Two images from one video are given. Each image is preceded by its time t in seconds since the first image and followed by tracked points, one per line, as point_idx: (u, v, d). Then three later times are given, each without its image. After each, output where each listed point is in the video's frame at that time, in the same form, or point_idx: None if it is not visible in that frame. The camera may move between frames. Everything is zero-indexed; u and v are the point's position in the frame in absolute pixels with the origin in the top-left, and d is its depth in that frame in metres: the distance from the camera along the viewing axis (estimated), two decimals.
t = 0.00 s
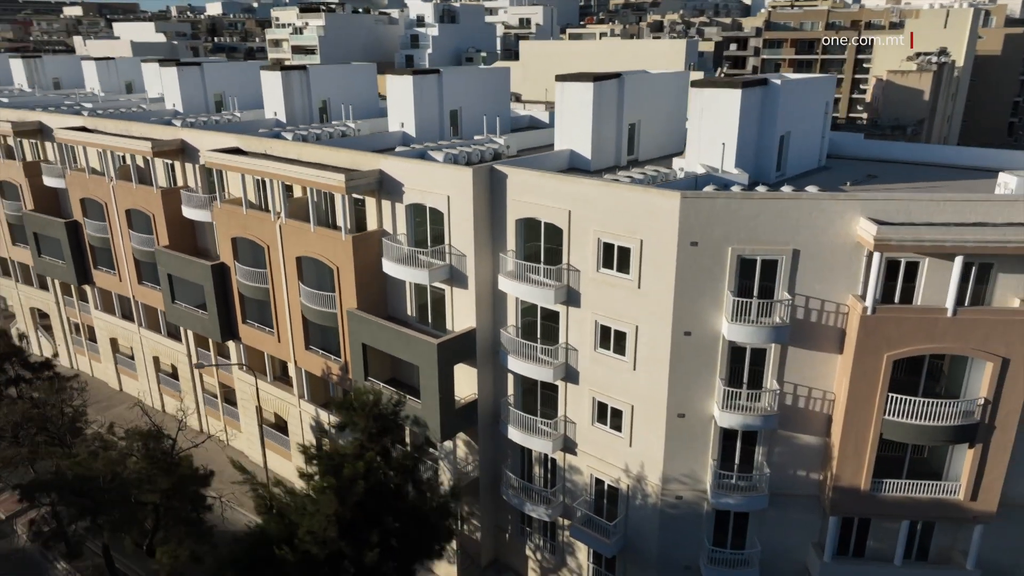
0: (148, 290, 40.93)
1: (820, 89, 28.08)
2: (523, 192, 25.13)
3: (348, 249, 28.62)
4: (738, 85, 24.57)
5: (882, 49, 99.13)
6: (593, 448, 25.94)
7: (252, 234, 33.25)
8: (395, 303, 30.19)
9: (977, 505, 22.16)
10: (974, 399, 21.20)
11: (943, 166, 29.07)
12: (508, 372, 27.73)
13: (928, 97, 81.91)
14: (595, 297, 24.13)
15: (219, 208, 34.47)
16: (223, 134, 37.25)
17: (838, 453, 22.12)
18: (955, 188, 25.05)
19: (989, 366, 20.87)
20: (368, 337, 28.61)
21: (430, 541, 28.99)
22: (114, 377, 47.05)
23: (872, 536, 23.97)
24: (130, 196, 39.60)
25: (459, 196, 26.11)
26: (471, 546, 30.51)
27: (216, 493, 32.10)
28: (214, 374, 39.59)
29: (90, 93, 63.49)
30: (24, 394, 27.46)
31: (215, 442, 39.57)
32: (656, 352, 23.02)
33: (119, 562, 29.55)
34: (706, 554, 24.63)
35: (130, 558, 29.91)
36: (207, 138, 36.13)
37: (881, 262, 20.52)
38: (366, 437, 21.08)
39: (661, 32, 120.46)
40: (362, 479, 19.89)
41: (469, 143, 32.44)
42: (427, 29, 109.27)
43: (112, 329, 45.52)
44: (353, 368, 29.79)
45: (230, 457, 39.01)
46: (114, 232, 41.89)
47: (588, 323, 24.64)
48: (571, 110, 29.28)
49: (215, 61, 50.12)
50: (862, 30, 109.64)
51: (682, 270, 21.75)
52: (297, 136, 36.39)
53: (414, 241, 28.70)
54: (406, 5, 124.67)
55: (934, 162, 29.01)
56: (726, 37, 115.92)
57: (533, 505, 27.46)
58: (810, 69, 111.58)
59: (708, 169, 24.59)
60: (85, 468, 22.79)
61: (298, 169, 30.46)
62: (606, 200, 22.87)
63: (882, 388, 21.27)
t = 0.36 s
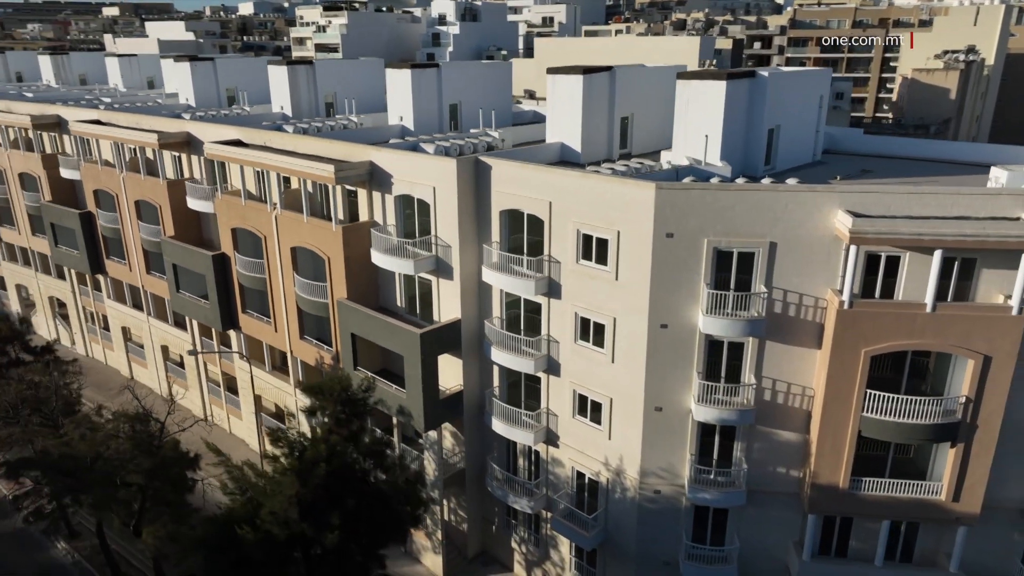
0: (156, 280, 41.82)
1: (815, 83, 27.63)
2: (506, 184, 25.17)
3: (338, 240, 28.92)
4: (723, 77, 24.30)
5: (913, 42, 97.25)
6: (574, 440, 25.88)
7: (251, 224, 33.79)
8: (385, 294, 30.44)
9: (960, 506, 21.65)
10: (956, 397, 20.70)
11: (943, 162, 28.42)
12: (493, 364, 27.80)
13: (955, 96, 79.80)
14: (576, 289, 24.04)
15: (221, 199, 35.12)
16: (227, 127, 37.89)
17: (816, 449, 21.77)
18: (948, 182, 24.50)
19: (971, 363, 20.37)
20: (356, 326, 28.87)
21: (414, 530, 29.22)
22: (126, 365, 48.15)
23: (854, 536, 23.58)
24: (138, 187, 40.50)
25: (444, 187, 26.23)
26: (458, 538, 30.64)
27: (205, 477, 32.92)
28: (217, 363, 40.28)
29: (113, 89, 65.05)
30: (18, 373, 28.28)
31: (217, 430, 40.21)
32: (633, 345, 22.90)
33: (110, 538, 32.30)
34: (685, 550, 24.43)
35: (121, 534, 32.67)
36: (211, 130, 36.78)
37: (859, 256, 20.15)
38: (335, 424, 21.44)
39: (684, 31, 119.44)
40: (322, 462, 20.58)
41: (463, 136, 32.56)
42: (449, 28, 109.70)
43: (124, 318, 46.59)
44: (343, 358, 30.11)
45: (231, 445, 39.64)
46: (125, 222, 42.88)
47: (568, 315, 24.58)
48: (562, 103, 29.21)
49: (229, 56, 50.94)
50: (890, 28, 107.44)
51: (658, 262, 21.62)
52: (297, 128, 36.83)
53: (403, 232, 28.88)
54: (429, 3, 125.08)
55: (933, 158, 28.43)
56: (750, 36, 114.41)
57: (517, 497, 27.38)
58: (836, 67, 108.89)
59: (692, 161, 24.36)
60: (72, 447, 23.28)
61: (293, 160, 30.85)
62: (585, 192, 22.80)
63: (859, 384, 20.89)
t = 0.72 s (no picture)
0: (163, 271, 42.69)
1: (806, 77, 27.36)
2: (489, 175, 25.31)
3: (329, 231, 29.32)
4: (706, 70, 24.15)
5: (939, 38, 95.32)
6: (555, 433, 25.94)
7: (250, 216, 34.36)
8: (376, 285, 30.77)
9: (938, 505, 21.29)
10: (933, 394, 20.38)
11: (939, 157, 27.95)
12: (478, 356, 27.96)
13: (980, 95, 77.96)
14: (555, 281, 24.11)
15: (222, 191, 35.77)
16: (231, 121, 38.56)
17: (792, 445, 21.56)
18: (937, 177, 24.13)
19: (948, 360, 20.02)
20: (346, 316, 29.22)
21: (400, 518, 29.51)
22: (137, 355, 49.24)
23: (834, 534, 23.27)
24: (147, 180, 41.40)
25: (429, 179, 26.43)
26: (445, 528, 30.83)
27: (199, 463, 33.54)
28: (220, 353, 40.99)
29: (133, 85, 66.53)
30: (15, 356, 28.88)
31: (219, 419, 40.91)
32: (609, 337, 22.92)
33: (107, 520, 33.21)
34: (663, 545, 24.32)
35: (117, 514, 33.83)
36: (215, 124, 37.47)
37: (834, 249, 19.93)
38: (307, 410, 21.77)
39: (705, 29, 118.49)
40: (287, 445, 20.89)
41: (457, 130, 32.77)
42: (468, 26, 110.20)
43: (134, 308, 47.64)
44: (334, 347, 30.51)
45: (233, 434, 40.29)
46: (134, 214, 43.86)
47: (549, 307, 24.65)
48: (551, 97, 29.26)
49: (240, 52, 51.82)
50: (916, 26, 105.46)
51: (632, 253, 21.59)
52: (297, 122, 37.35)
53: (392, 224, 29.15)
54: (450, 2, 125.45)
55: (928, 154, 28.04)
56: (772, 34, 113.05)
57: (500, 488, 27.52)
58: (860, 66, 106.53)
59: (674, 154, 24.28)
60: (61, 428, 23.90)
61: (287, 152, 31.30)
62: (562, 183, 22.85)
63: (834, 379, 20.67)
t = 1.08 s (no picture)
0: (167, 263, 43.57)
1: (793, 73, 27.26)
2: (471, 169, 25.57)
3: (319, 223, 29.80)
4: (687, 64, 24.19)
5: (959, 37, 93.75)
6: (534, 425, 26.14)
7: (246, 209, 35.00)
8: (366, 278, 31.20)
9: (911, 502, 21.17)
10: (905, 390, 20.27)
11: (930, 155, 27.68)
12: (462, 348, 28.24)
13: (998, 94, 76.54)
14: (534, 274, 24.29)
15: (221, 185, 36.46)
16: (233, 116, 39.27)
17: (763, 440, 21.55)
18: (920, 173, 23.97)
19: (919, 356, 19.90)
20: (334, 308, 29.67)
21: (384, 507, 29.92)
22: (145, 346, 50.29)
23: (809, 530, 23.16)
24: (152, 174, 42.31)
25: (414, 172, 26.75)
26: (432, 519, 31.17)
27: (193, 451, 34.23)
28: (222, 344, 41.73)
29: (149, 82, 67.86)
30: (12, 342, 29.55)
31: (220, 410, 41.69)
32: (584, 330, 23.08)
33: (104, 503, 34.08)
34: (638, 538, 24.41)
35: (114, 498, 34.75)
36: (217, 119, 38.20)
37: (803, 243, 19.92)
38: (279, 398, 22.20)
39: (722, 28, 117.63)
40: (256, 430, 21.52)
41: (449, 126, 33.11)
42: (483, 25, 110.54)
43: (143, 300, 48.68)
44: (324, 339, 30.98)
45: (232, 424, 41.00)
46: (141, 207, 44.82)
47: (528, 299, 24.85)
48: (539, 92, 29.43)
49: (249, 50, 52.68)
50: (938, 24, 103.75)
51: (605, 245, 21.73)
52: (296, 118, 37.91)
53: (380, 217, 29.53)
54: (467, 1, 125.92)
55: (918, 151, 27.82)
56: (790, 33, 111.88)
57: (482, 479, 27.74)
58: (879, 66, 103.50)
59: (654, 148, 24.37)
60: (52, 412, 24.60)
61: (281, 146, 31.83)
62: (539, 177, 23.03)
63: (804, 374, 20.63)
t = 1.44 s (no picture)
0: (171, 258, 44.47)
1: (776, 71, 27.31)
2: (453, 166, 25.94)
3: (309, 219, 30.35)
4: (665, 63, 24.36)
5: (976, 37, 92.49)
6: (513, 419, 26.45)
7: (242, 204, 35.68)
8: (356, 273, 31.71)
9: (880, 500, 21.22)
10: (872, 388, 20.32)
11: (917, 154, 27.62)
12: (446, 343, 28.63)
13: (1013, 95, 75.47)
14: (512, 270, 24.59)
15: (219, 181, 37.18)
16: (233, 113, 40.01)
17: (733, 436, 21.69)
18: (899, 172, 23.97)
19: (886, 354, 19.93)
20: (323, 302, 30.22)
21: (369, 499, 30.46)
22: (150, 339, 51.32)
23: (782, 528, 23.20)
24: (157, 170, 43.19)
25: (398, 168, 27.15)
26: (417, 511, 31.59)
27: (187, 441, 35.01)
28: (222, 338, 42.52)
29: (162, 81, 69.10)
30: (9, 332, 30.45)
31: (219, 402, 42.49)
32: (558, 325, 23.36)
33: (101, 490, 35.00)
34: (613, 532, 24.62)
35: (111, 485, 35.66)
36: (217, 116, 38.94)
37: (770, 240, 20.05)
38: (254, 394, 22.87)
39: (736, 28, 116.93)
40: (228, 417, 21.96)
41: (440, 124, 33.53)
42: (496, 24, 110.79)
43: (149, 294, 49.68)
44: (314, 332, 31.55)
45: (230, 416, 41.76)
46: (147, 203, 45.77)
47: (506, 295, 25.16)
48: (525, 91, 29.72)
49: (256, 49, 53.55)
50: (955, 24, 102.39)
51: (577, 241, 21.98)
52: (294, 115, 38.53)
53: (368, 213, 29.98)
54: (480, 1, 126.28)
55: (903, 150, 27.77)
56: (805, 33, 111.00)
57: (463, 472, 28.05)
58: (894, 66, 103.73)
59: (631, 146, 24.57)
60: (43, 400, 25.34)
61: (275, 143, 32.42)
62: (515, 173, 23.31)
63: (772, 371, 20.76)
